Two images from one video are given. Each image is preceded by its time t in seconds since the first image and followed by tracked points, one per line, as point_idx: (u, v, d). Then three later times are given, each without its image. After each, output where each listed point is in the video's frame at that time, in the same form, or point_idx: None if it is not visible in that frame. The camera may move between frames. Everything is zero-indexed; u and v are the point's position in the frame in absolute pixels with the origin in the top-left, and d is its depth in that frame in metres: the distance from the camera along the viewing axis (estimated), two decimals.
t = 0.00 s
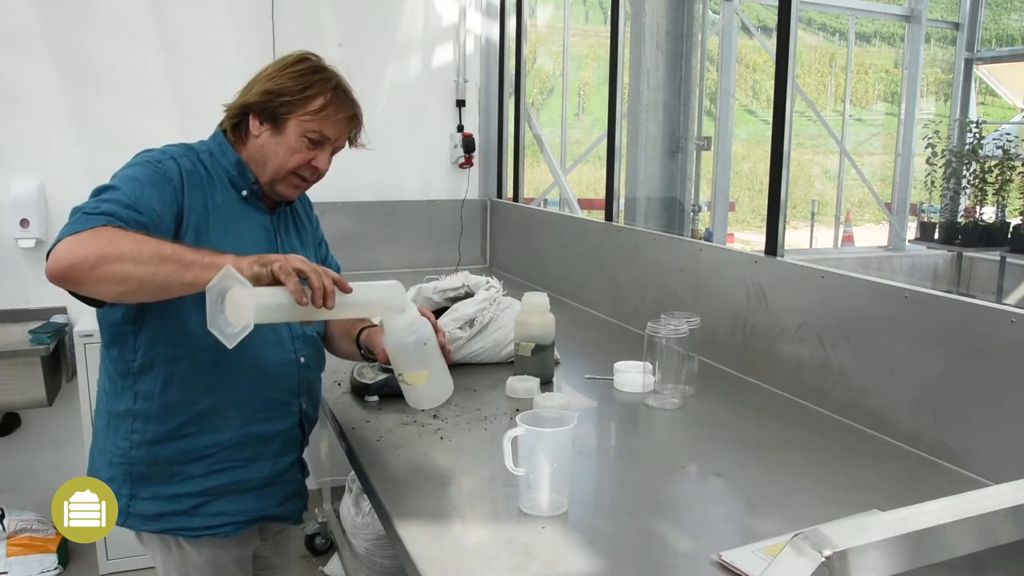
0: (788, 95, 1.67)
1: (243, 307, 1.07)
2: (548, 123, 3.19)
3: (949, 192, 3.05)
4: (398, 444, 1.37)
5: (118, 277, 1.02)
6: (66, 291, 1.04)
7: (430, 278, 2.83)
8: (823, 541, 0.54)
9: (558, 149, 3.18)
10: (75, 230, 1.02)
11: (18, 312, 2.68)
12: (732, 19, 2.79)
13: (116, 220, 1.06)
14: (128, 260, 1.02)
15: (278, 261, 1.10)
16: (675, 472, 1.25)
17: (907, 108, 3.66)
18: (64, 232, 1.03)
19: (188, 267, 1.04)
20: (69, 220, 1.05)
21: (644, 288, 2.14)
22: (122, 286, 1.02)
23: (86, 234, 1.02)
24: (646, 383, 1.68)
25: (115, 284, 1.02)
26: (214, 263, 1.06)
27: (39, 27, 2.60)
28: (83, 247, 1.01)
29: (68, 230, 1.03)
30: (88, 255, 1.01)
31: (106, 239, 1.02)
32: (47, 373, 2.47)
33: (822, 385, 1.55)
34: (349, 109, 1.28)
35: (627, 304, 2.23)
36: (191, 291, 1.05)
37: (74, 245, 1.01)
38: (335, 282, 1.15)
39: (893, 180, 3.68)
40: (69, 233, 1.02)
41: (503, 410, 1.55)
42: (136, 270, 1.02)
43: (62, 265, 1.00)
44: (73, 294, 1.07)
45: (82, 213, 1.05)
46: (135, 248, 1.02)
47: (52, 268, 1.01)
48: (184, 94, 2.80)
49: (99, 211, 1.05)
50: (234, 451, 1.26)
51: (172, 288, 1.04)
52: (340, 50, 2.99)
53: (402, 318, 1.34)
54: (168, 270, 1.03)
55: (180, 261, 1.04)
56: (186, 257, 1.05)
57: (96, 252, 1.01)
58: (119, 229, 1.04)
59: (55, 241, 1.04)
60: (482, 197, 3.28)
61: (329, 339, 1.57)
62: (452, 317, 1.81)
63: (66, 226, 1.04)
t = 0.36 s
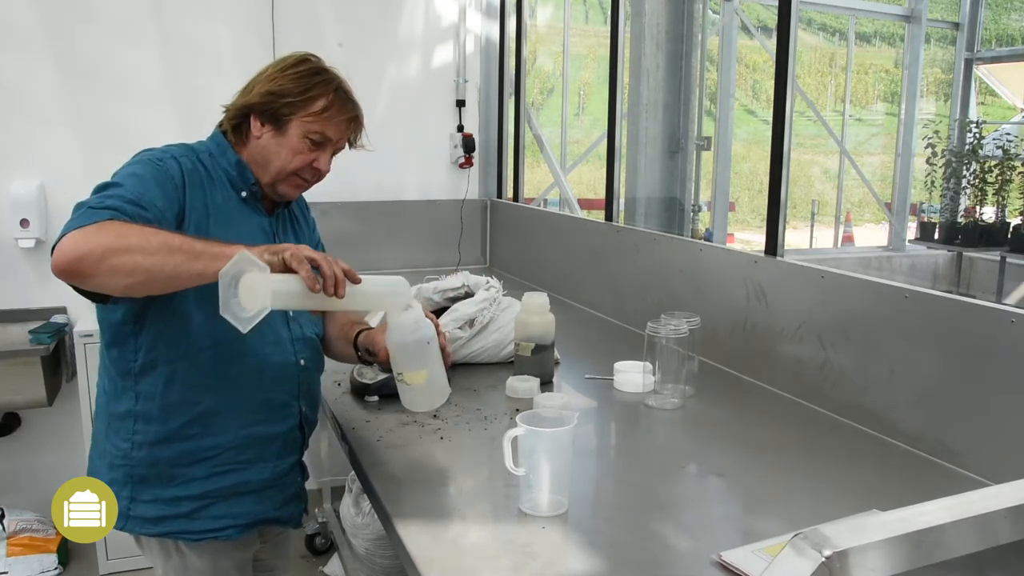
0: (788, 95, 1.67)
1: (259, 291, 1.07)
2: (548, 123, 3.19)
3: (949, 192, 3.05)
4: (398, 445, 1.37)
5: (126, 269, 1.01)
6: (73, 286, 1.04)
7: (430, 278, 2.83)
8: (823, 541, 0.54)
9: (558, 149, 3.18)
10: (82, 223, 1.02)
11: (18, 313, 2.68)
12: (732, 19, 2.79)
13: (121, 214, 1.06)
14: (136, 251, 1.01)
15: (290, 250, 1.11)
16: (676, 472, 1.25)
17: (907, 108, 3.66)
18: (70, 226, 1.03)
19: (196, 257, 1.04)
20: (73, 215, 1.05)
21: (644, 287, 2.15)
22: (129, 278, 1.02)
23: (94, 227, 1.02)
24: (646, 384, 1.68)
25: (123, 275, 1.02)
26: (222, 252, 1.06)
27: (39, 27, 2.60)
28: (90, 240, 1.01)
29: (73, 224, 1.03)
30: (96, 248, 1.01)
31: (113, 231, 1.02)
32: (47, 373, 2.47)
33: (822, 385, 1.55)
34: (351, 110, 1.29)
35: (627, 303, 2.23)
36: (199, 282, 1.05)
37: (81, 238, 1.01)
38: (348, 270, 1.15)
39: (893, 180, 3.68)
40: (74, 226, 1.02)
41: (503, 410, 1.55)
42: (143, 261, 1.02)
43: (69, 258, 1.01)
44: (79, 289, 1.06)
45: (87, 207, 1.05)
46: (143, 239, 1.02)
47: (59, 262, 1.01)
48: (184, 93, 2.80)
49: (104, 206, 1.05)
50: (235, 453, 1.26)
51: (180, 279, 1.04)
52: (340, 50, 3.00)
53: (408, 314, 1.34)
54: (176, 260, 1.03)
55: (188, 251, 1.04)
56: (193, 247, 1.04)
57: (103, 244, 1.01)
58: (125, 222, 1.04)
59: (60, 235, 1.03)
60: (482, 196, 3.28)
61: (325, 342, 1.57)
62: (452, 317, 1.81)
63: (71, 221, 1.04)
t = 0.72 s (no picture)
0: (788, 95, 1.67)
1: (286, 261, 1.10)
2: (548, 123, 3.19)
3: (949, 192, 3.05)
4: (398, 445, 1.37)
5: (147, 253, 1.01)
6: (89, 275, 1.03)
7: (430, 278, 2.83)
8: (823, 541, 0.54)
9: (558, 149, 3.18)
10: (100, 211, 1.02)
11: (18, 312, 2.68)
12: (733, 19, 2.78)
13: (135, 204, 1.05)
14: (157, 235, 1.01)
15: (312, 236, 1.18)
16: (676, 472, 1.25)
17: (907, 108, 3.66)
18: (87, 214, 1.02)
19: (217, 240, 1.04)
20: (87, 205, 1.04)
21: (644, 287, 2.15)
22: (149, 262, 1.01)
23: (112, 213, 1.01)
24: (646, 384, 1.68)
25: (143, 260, 1.01)
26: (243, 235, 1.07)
27: (38, 27, 2.59)
28: (109, 226, 1.00)
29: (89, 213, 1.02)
30: (115, 234, 1.00)
31: (132, 217, 1.02)
32: (47, 373, 2.47)
33: (822, 385, 1.55)
34: (353, 112, 1.30)
35: (627, 303, 2.23)
36: (219, 265, 1.05)
37: (98, 224, 1.00)
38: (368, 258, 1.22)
39: (893, 180, 3.68)
40: (92, 214, 1.02)
41: (503, 410, 1.55)
42: (164, 245, 1.01)
43: (87, 245, 1.00)
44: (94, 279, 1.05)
45: (100, 198, 1.04)
46: (163, 223, 1.02)
47: (78, 249, 1.00)
48: (184, 93, 2.80)
49: (118, 196, 1.05)
50: (238, 452, 1.26)
51: (201, 262, 1.03)
52: (340, 50, 3.00)
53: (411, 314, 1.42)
54: (197, 243, 1.03)
55: (209, 235, 1.04)
56: (214, 230, 1.05)
57: (121, 230, 1.00)
58: (143, 210, 1.04)
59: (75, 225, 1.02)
60: (482, 196, 3.28)
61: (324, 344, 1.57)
62: (452, 317, 1.81)
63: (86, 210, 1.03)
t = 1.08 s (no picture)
0: (788, 95, 1.67)
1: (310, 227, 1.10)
2: (548, 123, 3.19)
3: (949, 192, 3.05)
4: (398, 445, 1.37)
5: (176, 234, 1.00)
6: (116, 263, 1.02)
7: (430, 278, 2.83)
8: (823, 541, 0.54)
9: (558, 149, 3.18)
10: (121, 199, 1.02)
11: (18, 312, 2.68)
12: (733, 19, 2.78)
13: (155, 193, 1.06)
14: (184, 216, 1.01)
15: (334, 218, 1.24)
16: (676, 472, 1.25)
17: (907, 108, 3.67)
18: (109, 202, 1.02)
19: (244, 219, 1.05)
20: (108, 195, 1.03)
21: (644, 287, 2.14)
22: (180, 243, 1.01)
23: (134, 201, 1.01)
24: (646, 384, 1.68)
25: (174, 241, 1.00)
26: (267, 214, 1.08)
27: (39, 27, 2.60)
28: (134, 211, 1.00)
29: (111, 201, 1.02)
30: (141, 217, 1.00)
31: (154, 201, 1.02)
32: (47, 373, 2.47)
33: (822, 385, 1.55)
34: (356, 114, 1.29)
35: (627, 303, 2.23)
36: (247, 247, 1.05)
37: (122, 210, 1.00)
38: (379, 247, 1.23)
39: (893, 180, 3.68)
40: (113, 201, 1.02)
41: (503, 410, 1.55)
42: (194, 225, 1.01)
43: (110, 231, 0.99)
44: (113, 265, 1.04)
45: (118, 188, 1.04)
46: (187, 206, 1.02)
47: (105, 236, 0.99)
48: (184, 93, 2.80)
49: (137, 185, 1.05)
50: (245, 450, 1.26)
51: (231, 242, 1.04)
52: (340, 50, 3.00)
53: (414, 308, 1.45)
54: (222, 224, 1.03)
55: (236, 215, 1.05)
56: (238, 211, 1.06)
57: (145, 214, 1.00)
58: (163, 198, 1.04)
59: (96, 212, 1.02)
60: (482, 196, 3.28)
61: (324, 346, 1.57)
62: (452, 318, 1.81)
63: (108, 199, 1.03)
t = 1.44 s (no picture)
0: (788, 95, 1.67)
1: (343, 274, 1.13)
2: (547, 123, 3.19)
3: (949, 192, 3.04)
4: (399, 445, 1.37)
5: (220, 280, 0.98)
6: (152, 301, 0.98)
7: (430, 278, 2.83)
8: (823, 541, 0.54)
9: (558, 148, 3.19)
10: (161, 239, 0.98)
11: (18, 312, 2.68)
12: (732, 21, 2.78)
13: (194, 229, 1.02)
14: (230, 262, 0.98)
15: (371, 257, 1.19)
16: (676, 472, 1.25)
17: (907, 108, 3.67)
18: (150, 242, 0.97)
19: (286, 265, 1.04)
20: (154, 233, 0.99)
21: (644, 287, 2.14)
22: (222, 290, 0.99)
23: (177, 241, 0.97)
24: (646, 384, 1.68)
25: (217, 288, 0.98)
26: (309, 261, 1.06)
27: (39, 27, 2.60)
28: (179, 253, 0.96)
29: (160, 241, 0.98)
30: (186, 263, 0.96)
31: (198, 242, 0.98)
32: (47, 373, 2.47)
33: (822, 385, 1.55)
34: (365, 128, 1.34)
35: (627, 303, 2.23)
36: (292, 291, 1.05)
37: (177, 255, 0.96)
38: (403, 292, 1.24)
39: (893, 181, 3.67)
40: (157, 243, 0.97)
41: (503, 410, 1.55)
42: (238, 272, 0.99)
43: (162, 276, 0.95)
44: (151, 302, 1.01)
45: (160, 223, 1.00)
46: (231, 250, 0.99)
47: (144, 278, 0.96)
48: (184, 93, 2.80)
49: (177, 221, 1.01)
50: (270, 455, 1.27)
51: (268, 289, 1.03)
52: (340, 50, 3.00)
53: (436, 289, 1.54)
54: (274, 273, 1.02)
55: (278, 258, 1.03)
56: (281, 256, 1.04)
57: (201, 260, 0.96)
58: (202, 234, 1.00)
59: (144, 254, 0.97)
60: (482, 196, 3.28)
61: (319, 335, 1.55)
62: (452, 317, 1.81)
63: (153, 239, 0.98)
